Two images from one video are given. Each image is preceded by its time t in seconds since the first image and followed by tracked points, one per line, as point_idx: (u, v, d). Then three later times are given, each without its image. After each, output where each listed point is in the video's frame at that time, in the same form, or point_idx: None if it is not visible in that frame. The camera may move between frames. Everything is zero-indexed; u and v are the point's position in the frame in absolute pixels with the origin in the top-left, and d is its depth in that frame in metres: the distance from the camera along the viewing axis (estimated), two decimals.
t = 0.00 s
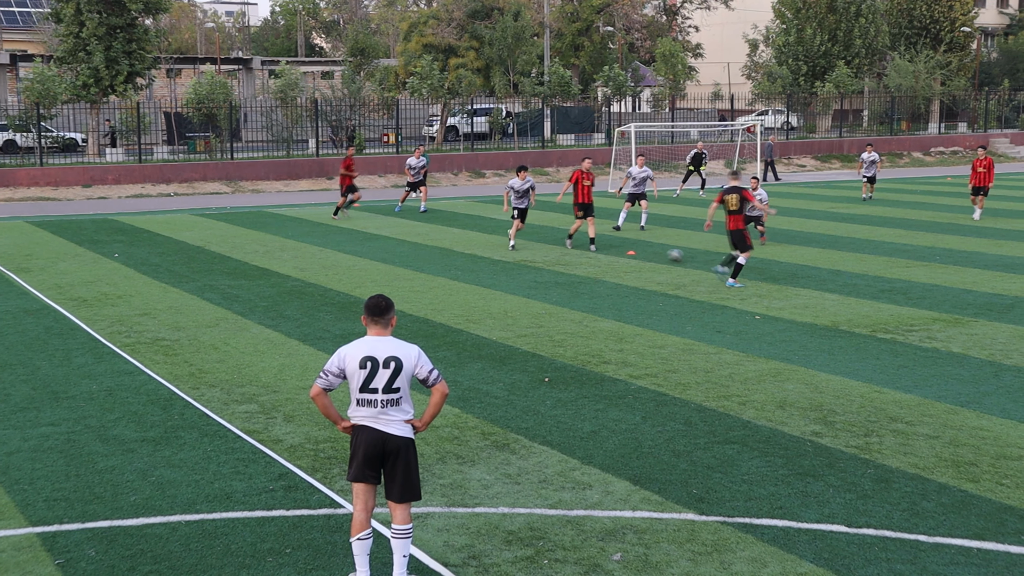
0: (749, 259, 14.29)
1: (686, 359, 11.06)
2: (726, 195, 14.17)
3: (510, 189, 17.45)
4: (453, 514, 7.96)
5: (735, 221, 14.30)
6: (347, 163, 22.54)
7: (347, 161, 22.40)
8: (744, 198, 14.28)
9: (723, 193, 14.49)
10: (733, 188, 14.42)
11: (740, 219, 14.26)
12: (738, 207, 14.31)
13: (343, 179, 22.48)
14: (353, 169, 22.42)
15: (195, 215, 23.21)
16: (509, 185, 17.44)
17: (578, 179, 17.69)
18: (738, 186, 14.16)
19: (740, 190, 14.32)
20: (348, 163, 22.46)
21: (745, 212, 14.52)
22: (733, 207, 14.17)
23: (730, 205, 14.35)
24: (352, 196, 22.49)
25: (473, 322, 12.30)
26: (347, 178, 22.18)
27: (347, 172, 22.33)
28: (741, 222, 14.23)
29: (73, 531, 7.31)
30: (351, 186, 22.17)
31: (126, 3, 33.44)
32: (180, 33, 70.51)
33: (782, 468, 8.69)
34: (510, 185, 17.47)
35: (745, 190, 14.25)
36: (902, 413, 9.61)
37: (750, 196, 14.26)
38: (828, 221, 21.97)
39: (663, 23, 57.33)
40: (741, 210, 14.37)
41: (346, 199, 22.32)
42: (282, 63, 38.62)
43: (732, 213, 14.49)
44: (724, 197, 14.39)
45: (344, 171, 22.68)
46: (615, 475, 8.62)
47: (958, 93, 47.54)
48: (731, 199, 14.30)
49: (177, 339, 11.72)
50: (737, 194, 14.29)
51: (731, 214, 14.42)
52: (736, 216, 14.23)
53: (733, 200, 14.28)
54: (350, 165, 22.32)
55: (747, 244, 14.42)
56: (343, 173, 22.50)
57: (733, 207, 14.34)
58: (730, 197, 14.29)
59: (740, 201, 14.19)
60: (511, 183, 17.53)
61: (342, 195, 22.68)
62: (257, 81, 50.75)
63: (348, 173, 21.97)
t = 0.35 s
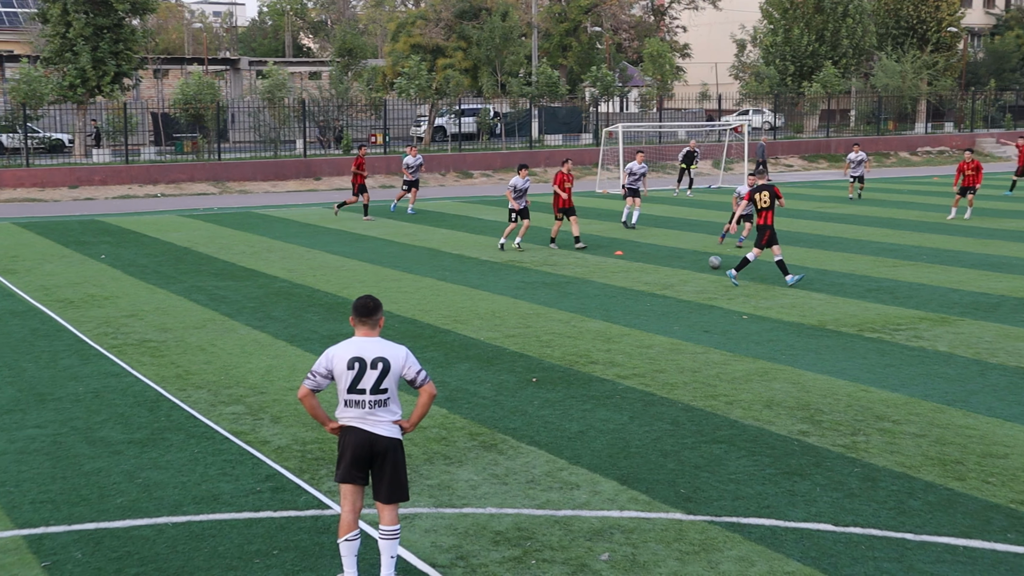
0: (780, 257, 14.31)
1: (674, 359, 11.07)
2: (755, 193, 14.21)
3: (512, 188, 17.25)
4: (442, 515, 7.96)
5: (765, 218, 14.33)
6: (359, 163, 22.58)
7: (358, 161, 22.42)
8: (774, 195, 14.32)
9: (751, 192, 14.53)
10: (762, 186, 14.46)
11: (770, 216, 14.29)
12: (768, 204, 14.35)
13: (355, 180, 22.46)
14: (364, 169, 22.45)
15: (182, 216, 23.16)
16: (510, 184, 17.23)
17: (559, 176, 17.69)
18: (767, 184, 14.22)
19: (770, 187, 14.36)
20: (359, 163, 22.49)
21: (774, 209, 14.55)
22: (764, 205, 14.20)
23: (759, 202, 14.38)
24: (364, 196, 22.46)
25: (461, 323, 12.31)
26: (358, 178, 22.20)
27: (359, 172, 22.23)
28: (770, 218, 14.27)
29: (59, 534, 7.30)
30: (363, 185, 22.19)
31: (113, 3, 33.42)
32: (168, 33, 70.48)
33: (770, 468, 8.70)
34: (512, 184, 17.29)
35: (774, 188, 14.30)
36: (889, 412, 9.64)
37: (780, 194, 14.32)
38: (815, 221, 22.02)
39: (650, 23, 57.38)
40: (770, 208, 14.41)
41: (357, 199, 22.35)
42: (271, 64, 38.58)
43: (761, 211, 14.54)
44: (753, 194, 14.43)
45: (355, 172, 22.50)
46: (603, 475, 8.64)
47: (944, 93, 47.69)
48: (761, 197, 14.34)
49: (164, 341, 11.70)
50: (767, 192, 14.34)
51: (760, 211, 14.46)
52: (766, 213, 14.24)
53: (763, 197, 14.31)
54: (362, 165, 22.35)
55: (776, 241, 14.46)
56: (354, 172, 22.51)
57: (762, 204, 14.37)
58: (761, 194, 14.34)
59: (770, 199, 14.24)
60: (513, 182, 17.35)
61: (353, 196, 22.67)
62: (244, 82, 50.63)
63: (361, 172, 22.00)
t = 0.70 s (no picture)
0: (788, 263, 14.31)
1: (647, 359, 11.10)
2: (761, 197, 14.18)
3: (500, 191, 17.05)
4: (415, 516, 7.94)
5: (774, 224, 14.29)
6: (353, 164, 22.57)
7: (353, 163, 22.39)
8: (781, 199, 14.26)
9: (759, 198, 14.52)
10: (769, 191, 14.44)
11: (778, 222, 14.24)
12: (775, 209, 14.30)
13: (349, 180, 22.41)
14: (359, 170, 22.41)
15: (154, 218, 23.01)
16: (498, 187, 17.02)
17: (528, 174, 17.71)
18: (773, 190, 14.20)
19: (776, 192, 14.32)
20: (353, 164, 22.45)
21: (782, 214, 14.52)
22: (771, 209, 14.16)
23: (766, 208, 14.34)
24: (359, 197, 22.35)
25: (434, 323, 12.30)
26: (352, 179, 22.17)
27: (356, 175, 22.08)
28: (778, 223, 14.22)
29: (29, 537, 7.24)
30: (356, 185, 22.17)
31: (83, 3, 33.22)
32: (138, 33, 70.07)
33: (743, 466, 8.73)
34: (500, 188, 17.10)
35: (780, 192, 14.27)
36: (861, 411, 9.69)
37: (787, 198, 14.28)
38: (787, 220, 22.11)
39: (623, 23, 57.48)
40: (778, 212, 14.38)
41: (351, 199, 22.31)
42: (242, 64, 38.46)
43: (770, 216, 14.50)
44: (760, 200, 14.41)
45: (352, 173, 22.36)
46: (576, 475, 8.64)
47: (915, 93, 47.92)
48: (767, 202, 14.31)
49: (135, 343, 11.63)
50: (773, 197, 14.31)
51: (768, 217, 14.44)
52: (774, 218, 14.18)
53: (770, 202, 14.29)
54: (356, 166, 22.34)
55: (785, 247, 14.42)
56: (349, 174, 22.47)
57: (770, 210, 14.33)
58: (767, 199, 14.30)
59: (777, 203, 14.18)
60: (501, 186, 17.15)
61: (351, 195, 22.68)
62: (216, 82, 50.32)
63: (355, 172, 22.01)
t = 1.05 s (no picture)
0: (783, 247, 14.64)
1: (612, 359, 11.12)
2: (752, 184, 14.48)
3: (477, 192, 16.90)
4: (381, 517, 7.92)
5: (766, 209, 14.60)
6: (345, 164, 22.68)
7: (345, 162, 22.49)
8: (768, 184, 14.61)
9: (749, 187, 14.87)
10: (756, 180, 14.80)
11: (770, 208, 14.57)
12: (765, 195, 14.64)
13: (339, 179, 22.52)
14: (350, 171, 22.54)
15: (116, 219, 22.79)
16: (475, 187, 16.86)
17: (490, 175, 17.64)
18: (761, 176, 14.54)
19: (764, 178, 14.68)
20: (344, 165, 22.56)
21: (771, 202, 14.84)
22: (761, 195, 14.51)
23: (757, 195, 14.65)
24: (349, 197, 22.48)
25: (400, 324, 12.27)
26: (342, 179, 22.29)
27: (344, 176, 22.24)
28: (770, 209, 14.54)
29: None
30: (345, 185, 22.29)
31: (41, 2, 32.91)
32: (99, 33, 69.45)
33: (708, 465, 8.77)
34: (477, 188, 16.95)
35: (767, 179, 14.62)
36: (824, 409, 9.76)
37: (774, 184, 14.63)
38: (750, 220, 22.26)
39: (587, 24, 57.62)
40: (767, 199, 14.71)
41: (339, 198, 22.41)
42: (203, 64, 38.22)
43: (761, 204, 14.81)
44: (750, 189, 14.73)
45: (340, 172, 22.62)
46: (542, 475, 8.65)
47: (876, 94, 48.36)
48: (757, 190, 14.64)
49: (97, 345, 11.52)
50: (761, 183, 14.65)
51: (758, 205, 14.76)
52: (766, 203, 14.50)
53: (759, 189, 14.61)
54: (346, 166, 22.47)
55: (778, 232, 14.73)
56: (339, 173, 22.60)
57: (760, 196, 14.65)
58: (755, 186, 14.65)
59: (768, 189, 14.49)
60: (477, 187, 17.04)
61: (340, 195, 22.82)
62: (178, 82, 49.93)
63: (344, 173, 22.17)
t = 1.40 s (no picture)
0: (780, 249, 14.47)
1: (580, 359, 11.14)
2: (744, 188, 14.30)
3: (458, 193, 16.83)
4: (349, 519, 7.89)
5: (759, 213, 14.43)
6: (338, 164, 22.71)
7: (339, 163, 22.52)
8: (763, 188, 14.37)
9: (743, 190, 14.64)
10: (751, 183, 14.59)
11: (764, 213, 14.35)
12: (758, 199, 14.45)
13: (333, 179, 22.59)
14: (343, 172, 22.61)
15: (80, 220, 22.57)
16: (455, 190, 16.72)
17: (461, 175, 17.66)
18: (754, 180, 14.29)
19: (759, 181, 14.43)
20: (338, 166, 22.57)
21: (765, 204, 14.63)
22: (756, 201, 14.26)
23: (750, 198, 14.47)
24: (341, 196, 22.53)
25: (367, 325, 12.23)
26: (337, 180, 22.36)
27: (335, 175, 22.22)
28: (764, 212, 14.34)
29: None
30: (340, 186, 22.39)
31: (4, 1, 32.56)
32: (61, 32, 68.78)
33: (675, 465, 8.80)
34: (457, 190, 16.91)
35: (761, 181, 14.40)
36: (791, 408, 9.81)
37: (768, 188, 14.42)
38: (716, 220, 22.38)
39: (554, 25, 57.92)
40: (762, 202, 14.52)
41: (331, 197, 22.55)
42: (168, 64, 37.90)
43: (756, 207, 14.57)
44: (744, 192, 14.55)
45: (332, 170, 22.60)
46: (510, 475, 8.64)
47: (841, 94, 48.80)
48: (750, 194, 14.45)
49: (61, 347, 11.41)
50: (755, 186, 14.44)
51: (752, 208, 14.60)
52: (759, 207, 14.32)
53: (752, 193, 14.42)
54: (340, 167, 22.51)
55: (774, 235, 14.55)
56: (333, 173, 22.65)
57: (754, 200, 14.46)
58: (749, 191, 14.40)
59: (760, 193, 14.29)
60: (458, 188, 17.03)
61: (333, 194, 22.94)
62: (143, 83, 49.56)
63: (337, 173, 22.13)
